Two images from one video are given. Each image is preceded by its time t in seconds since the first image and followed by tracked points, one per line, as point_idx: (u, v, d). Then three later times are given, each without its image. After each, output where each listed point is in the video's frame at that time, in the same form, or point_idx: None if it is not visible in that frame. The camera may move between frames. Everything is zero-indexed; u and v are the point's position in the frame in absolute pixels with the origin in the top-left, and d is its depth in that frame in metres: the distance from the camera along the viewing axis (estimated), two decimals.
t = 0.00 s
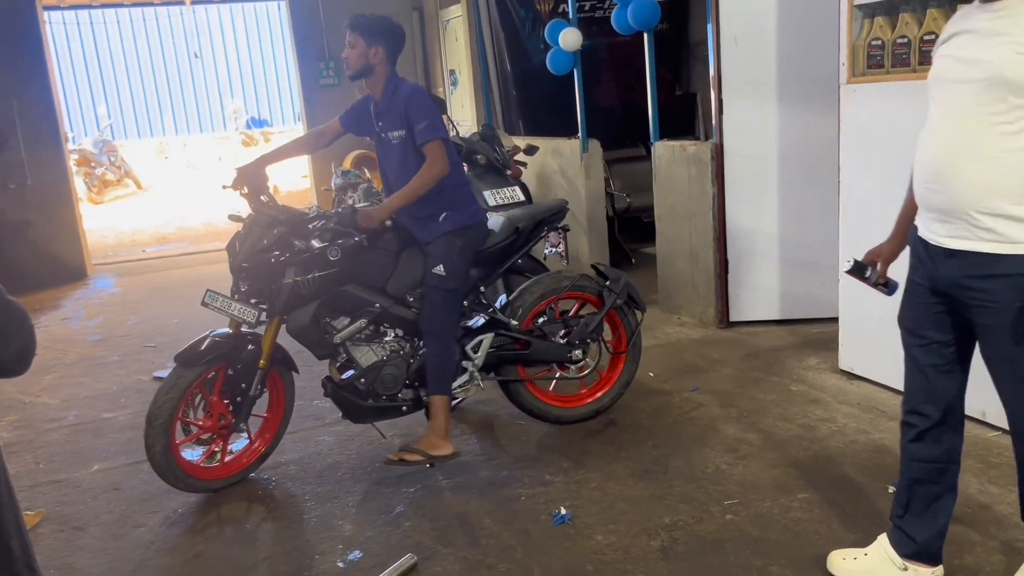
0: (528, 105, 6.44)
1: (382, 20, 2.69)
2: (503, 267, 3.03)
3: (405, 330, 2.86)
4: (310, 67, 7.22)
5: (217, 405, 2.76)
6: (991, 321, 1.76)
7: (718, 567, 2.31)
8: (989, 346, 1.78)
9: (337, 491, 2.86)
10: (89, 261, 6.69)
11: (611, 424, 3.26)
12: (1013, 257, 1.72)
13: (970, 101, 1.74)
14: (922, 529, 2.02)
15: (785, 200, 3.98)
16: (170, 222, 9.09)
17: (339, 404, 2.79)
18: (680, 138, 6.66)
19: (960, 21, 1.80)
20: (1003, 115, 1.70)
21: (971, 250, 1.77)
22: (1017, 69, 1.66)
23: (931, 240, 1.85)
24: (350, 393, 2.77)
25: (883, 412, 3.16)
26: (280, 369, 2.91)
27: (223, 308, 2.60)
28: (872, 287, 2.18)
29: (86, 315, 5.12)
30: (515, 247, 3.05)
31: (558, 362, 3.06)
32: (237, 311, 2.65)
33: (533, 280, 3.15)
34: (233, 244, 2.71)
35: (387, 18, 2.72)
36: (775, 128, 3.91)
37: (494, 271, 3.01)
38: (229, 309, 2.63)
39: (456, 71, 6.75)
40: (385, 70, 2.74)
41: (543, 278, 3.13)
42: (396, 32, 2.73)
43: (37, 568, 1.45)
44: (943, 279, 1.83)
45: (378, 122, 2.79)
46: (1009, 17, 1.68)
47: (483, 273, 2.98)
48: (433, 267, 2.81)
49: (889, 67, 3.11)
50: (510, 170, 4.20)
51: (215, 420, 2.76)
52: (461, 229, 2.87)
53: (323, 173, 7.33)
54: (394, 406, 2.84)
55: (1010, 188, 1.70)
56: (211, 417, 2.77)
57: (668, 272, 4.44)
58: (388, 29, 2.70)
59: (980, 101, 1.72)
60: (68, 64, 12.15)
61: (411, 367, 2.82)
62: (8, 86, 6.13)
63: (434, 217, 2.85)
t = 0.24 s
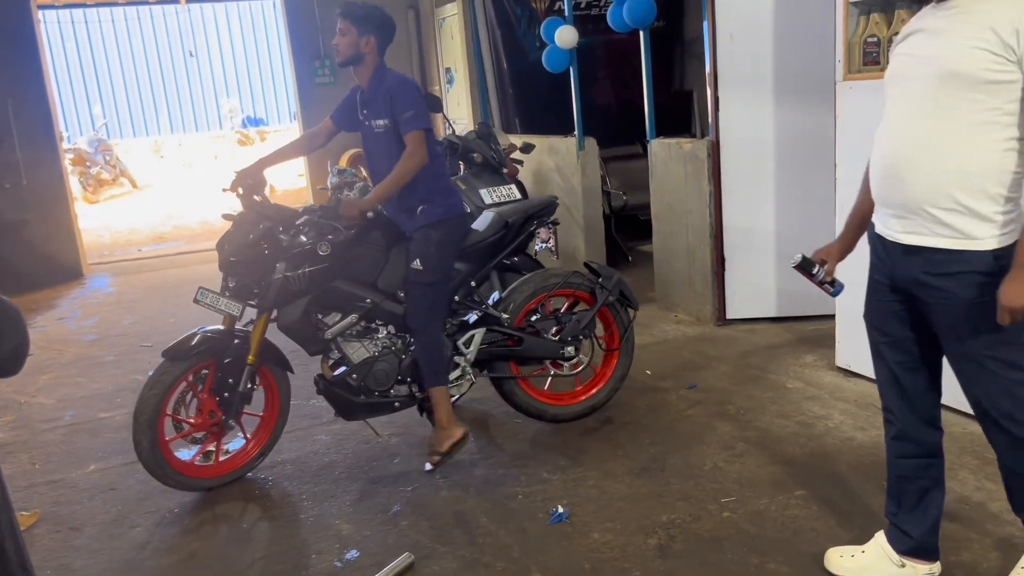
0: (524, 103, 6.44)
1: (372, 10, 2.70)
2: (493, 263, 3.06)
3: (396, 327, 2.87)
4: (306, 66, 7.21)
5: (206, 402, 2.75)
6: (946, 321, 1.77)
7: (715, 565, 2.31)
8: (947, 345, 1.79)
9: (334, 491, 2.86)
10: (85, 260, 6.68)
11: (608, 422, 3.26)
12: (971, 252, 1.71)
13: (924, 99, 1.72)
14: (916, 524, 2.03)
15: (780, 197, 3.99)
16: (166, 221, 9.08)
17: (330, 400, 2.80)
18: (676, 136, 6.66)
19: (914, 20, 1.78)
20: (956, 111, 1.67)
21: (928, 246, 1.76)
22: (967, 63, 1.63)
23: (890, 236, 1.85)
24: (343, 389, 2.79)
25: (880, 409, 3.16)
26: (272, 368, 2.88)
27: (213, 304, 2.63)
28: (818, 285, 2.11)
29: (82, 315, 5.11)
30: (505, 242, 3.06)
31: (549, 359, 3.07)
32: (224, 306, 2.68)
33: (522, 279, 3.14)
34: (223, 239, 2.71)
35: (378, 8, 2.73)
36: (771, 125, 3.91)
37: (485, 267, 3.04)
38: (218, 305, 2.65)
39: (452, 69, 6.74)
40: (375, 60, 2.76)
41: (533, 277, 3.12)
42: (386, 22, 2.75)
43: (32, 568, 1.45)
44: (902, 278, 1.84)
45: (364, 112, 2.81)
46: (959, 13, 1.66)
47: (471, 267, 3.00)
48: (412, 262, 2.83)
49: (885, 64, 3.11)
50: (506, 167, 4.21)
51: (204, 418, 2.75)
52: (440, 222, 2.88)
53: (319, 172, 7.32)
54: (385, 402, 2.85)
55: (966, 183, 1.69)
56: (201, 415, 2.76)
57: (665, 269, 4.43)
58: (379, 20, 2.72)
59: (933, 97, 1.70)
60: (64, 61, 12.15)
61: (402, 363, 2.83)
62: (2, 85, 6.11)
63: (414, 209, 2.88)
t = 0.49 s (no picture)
0: (525, 101, 6.44)
1: (369, 11, 2.71)
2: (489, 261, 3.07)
3: (394, 327, 2.85)
4: (306, 64, 7.20)
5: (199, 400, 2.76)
6: (915, 318, 1.76)
7: (718, 561, 2.31)
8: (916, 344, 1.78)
9: (337, 489, 2.86)
10: (86, 259, 6.68)
11: (610, 419, 3.26)
12: (945, 250, 1.69)
13: (895, 99, 1.71)
14: (919, 520, 2.04)
15: (780, 194, 3.99)
16: (166, 220, 9.07)
17: (327, 398, 2.82)
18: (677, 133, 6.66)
19: (884, 23, 1.77)
20: (926, 111, 1.66)
21: (902, 246, 1.74)
22: (935, 63, 1.62)
23: (863, 236, 1.84)
24: (342, 388, 2.81)
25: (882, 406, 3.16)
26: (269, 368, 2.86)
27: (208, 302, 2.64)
28: (795, 286, 2.12)
29: (84, 314, 5.12)
30: (501, 241, 3.08)
31: (547, 358, 3.07)
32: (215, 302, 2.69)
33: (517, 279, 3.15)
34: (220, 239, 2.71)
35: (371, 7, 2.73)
36: (772, 121, 3.91)
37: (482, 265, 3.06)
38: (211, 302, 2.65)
39: (452, 67, 6.74)
40: (370, 59, 2.76)
41: (525, 277, 3.12)
42: (378, 19, 2.74)
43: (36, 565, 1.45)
44: (876, 276, 1.83)
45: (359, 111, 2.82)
46: (925, 15, 1.65)
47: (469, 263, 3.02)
48: (421, 259, 2.83)
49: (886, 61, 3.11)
50: (507, 165, 4.22)
51: (197, 416, 2.76)
52: (443, 219, 2.89)
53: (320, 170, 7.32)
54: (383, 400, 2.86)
55: (937, 183, 1.67)
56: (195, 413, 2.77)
57: (666, 266, 4.44)
58: (371, 18, 2.71)
59: (904, 97, 1.70)
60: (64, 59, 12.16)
61: (400, 361, 2.83)
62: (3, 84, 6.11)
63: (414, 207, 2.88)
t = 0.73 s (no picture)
0: (527, 98, 6.44)
1: (375, 11, 2.71)
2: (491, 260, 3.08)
3: (394, 325, 2.85)
4: (309, 62, 7.20)
5: (197, 396, 2.78)
6: (914, 317, 1.75)
7: (723, 559, 2.32)
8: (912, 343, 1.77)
9: (341, 487, 2.86)
10: (91, 258, 6.69)
11: (613, 417, 3.27)
12: (939, 247, 1.68)
13: (884, 99, 1.71)
14: (922, 517, 2.05)
15: (783, 191, 3.99)
16: (170, 219, 9.08)
17: (327, 397, 2.83)
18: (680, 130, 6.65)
19: (871, 23, 1.77)
20: (916, 110, 1.66)
21: (896, 244, 1.74)
22: (924, 63, 1.62)
23: (856, 234, 1.83)
24: (342, 387, 2.82)
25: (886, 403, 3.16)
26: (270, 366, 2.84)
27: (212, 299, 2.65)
28: (799, 289, 2.13)
29: (88, 313, 5.13)
30: (502, 240, 3.07)
31: (547, 358, 3.07)
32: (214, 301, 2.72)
33: (516, 279, 3.16)
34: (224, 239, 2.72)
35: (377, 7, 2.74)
36: (775, 117, 3.90)
37: (484, 263, 3.06)
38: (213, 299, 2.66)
39: (455, 65, 6.74)
40: (375, 60, 2.77)
41: (523, 278, 3.13)
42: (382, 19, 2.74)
43: (45, 564, 1.46)
44: (869, 275, 1.82)
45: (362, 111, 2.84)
46: (912, 15, 1.65)
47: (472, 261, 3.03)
48: (427, 257, 2.85)
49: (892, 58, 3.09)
50: (510, 163, 4.23)
51: (195, 412, 2.77)
52: (448, 217, 2.90)
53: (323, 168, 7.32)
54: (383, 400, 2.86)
55: (928, 181, 1.67)
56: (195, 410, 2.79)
57: (669, 264, 4.44)
58: (376, 18, 2.72)
59: (893, 96, 1.69)
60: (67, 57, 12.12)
61: (399, 360, 2.83)
62: (7, 83, 6.12)
63: (417, 206, 2.89)
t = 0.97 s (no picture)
0: (533, 96, 6.43)
1: (380, 8, 2.67)
2: (493, 260, 3.07)
3: (398, 324, 2.86)
4: (313, 59, 7.20)
5: (198, 391, 2.80)
6: (923, 316, 1.74)
7: (732, 556, 2.31)
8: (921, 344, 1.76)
9: (348, 483, 2.87)
10: (96, 256, 6.70)
11: (620, 414, 3.27)
12: (950, 246, 1.68)
13: (894, 96, 1.70)
14: (931, 516, 2.04)
15: (789, 189, 3.98)
16: (175, 217, 9.08)
17: (330, 395, 2.84)
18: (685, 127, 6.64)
19: (878, 19, 1.76)
20: (927, 107, 1.65)
21: (907, 243, 1.73)
22: (937, 60, 1.61)
23: (864, 234, 1.82)
24: (345, 386, 2.82)
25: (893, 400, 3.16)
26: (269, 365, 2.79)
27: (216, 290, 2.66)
28: (807, 290, 2.13)
29: (95, 310, 5.13)
30: (505, 239, 3.06)
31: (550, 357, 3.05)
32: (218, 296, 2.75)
33: (517, 280, 3.14)
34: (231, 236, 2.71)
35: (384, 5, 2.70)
36: (782, 114, 3.90)
37: (486, 264, 3.04)
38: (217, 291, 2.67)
39: (460, 62, 6.73)
40: (380, 60, 2.72)
41: (522, 279, 3.11)
42: (385, 18, 2.69)
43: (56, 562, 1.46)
44: (877, 274, 1.82)
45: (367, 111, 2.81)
46: (920, 12, 1.64)
47: (474, 264, 2.99)
48: (426, 263, 2.82)
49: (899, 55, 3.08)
50: (516, 160, 4.23)
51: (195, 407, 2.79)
52: (448, 223, 2.84)
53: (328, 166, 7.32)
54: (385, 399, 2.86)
55: (940, 179, 1.66)
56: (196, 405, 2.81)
57: (675, 262, 4.45)
58: (380, 17, 2.68)
59: (904, 93, 1.68)
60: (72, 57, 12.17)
61: (401, 360, 2.83)
62: (12, 81, 6.12)
63: (418, 211, 2.83)
